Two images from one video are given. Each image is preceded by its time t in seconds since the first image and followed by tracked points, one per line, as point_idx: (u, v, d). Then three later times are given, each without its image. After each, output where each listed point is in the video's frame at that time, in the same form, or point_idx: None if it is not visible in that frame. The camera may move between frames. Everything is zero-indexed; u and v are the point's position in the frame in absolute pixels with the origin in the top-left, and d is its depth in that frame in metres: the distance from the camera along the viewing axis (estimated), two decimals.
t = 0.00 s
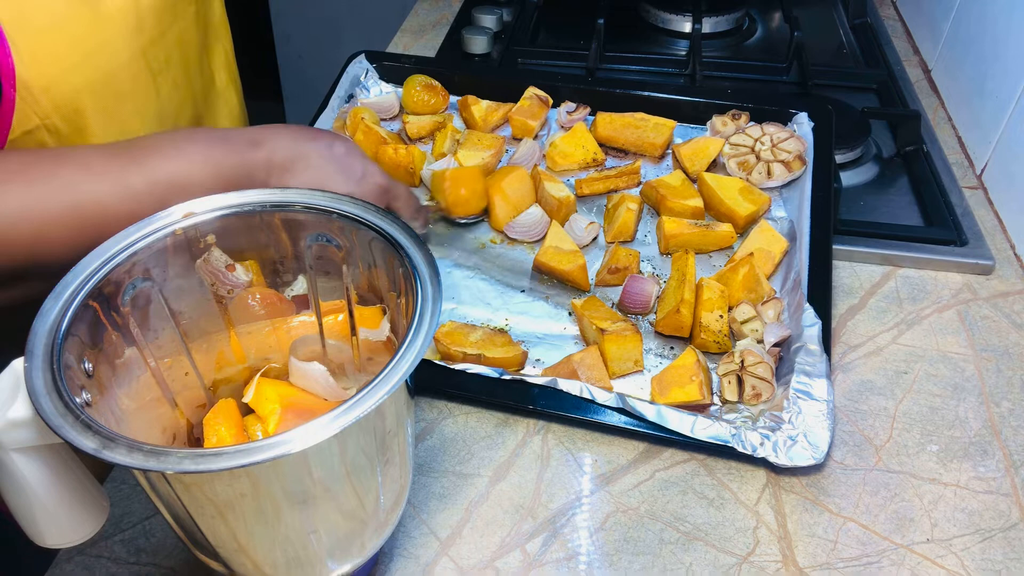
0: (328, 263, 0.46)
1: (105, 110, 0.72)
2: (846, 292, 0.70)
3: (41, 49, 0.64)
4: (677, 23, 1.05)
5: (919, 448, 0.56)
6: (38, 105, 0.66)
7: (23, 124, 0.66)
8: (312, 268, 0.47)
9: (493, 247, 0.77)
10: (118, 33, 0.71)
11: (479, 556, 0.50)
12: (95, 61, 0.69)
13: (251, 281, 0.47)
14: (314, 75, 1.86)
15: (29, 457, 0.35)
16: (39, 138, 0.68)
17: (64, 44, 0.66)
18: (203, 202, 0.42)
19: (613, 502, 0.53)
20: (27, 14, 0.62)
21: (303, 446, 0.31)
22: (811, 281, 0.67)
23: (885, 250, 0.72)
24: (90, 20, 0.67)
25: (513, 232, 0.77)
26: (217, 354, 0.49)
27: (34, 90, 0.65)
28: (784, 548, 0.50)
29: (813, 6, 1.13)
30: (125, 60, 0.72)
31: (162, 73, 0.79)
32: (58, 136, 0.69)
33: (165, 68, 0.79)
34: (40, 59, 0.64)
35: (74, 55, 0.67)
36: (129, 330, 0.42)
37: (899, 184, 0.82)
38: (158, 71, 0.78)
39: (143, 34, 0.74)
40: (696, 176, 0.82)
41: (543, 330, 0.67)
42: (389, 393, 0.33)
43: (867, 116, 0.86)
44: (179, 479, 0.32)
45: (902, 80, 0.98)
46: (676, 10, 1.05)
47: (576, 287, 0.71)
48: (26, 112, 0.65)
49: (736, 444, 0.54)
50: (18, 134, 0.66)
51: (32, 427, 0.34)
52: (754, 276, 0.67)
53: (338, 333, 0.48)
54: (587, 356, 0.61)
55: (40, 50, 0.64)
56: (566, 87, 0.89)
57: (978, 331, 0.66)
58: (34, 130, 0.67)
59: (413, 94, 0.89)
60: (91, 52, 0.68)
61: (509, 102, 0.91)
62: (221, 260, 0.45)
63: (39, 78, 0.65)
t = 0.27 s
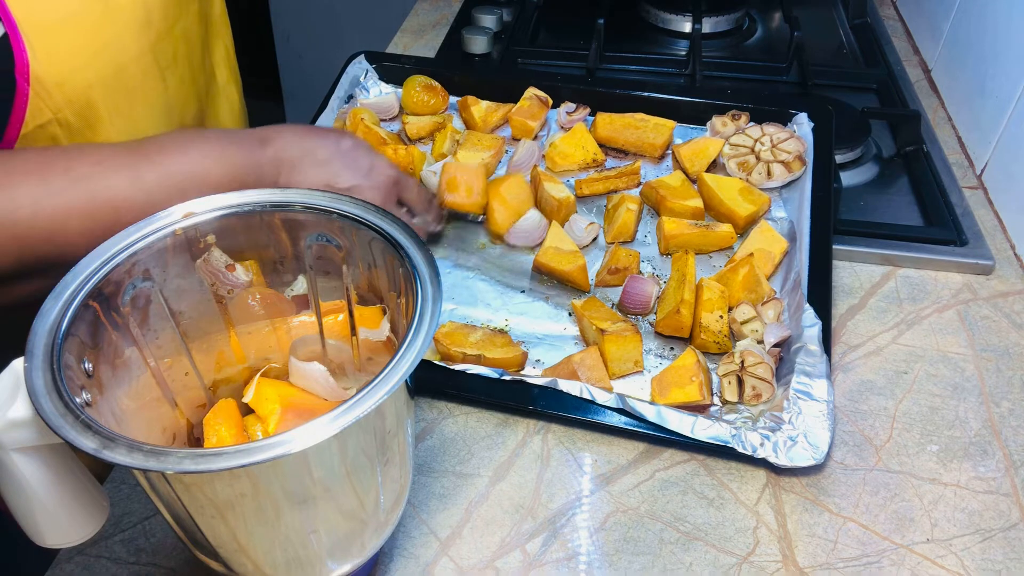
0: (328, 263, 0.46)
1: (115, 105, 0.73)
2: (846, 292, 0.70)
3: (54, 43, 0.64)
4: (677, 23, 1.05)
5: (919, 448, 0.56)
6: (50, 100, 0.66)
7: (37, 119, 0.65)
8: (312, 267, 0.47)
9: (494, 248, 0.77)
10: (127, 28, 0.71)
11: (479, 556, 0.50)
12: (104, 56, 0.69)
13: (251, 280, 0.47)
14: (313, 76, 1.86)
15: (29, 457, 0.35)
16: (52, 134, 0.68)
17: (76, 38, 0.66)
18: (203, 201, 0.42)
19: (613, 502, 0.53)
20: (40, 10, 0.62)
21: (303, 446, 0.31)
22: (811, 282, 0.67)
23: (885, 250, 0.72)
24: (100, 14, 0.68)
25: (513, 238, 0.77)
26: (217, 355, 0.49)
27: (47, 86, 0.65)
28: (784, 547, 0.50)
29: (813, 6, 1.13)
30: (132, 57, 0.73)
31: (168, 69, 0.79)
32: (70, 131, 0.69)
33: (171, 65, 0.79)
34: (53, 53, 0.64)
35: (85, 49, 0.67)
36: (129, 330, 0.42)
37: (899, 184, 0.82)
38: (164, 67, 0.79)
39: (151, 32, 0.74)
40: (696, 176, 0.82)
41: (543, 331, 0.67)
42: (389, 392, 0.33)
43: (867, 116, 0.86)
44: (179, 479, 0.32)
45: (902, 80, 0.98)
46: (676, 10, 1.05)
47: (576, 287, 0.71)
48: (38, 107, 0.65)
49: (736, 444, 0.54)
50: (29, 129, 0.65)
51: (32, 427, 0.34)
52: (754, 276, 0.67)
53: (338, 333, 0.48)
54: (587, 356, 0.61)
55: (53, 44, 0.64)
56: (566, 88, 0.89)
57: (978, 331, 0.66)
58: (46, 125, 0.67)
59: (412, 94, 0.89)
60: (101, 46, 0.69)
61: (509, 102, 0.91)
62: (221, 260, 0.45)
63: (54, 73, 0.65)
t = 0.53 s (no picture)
0: (328, 263, 0.46)
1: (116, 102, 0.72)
2: (846, 292, 0.70)
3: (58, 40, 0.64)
4: (677, 23, 1.05)
5: (919, 448, 0.56)
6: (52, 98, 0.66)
7: (37, 116, 0.65)
8: (312, 268, 0.47)
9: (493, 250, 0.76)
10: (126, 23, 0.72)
11: (479, 556, 0.50)
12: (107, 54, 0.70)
13: (251, 280, 0.47)
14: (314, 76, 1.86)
15: (29, 457, 0.35)
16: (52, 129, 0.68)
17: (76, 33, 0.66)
18: (203, 202, 0.42)
19: (613, 502, 0.53)
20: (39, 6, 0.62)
21: (303, 446, 0.31)
22: (811, 282, 0.67)
23: (885, 250, 0.72)
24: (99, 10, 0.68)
25: (507, 255, 0.74)
26: (217, 355, 0.49)
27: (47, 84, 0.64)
28: (784, 548, 0.50)
29: (812, 6, 1.13)
30: (134, 55, 0.73)
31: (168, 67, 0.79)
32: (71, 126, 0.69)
33: (172, 63, 0.80)
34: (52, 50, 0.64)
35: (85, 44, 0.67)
36: (129, 330, 0.42)
37: (899, 184, 0.82)
38: (166, 66, 0.79)
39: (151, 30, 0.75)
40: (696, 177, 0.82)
41: (543, 332, 0.67)
42: (389, 392, 0.33)
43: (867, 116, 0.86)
44: (179, 479, 0.32)
45: (902, 80, 0.98)
46: (675, 10, 1.05)
47: (575, 288, 0.71)
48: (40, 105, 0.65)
49: (737, 446, 0.54)
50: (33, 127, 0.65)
51: (32, 427, 0.34)
52: (754, 278, 0.67)
53: (338, 333, 0.49)
54: (587, 357, 0.60)
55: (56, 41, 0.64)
56: (565, 89, 0.89)
57: (978, 331, 0.66)
58: (48, 121, 0.67)
59: (411, 95, 0.89)
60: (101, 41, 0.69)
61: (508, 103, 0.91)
62: (220, 260, 0.45)
63: (54, 71, 0.65)
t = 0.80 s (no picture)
0: (328, 263, 0.46)
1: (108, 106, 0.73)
2: (846, 292, 0.70)
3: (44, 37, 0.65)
4: (677, 23, 1.05)
5: (920, 448, 0.56)
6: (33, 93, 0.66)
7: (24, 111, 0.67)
8: (312, 268, 0.47)
9: (493, 250, 0.76)
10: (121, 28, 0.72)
11: (479, 556, 0.50)
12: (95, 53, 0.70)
13: (251, 280, 0.47)
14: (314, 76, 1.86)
15: (30, 457, 0.35)
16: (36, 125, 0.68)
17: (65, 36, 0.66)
18: (203, 201, 0.42)
19: (613, 502, 0.53)
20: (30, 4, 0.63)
21: (303, 446, 0.31)
22: (811, 282, 0.67)
23: (886, 250, 0.72)
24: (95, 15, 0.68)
25: (490, 282, 0.72)
26: (218, 355, 0.49)
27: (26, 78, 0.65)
28: (784, 548, 0.50)
29: (812, 6, 1.13)
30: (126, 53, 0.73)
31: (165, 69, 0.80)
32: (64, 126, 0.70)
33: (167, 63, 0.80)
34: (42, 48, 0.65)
35: (76, 44, 0.68)
36: (129, 330, 0.42)
37: (899, 184, 0.82)
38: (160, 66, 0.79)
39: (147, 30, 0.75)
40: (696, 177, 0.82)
41: (543, 332, 0.67)
42: (389, 393, 0.33)
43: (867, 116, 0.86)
44: (179, 479, 0.32)
45: (902, 80, 0.98)
46: (675, 10, 1.05)
47: (575, 288, 0.71)
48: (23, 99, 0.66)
49: (737, 447, 0.54)
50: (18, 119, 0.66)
51: (32, 427, 0.34)
52: (754, 278, 0.67)
53: (338, 333, 0.49)
54: (587, 358, 0.60)
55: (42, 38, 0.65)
56: (565, 89, 0.89)
57: (978, 331, 0.66)
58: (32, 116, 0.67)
59: (412, 95, 0.89)
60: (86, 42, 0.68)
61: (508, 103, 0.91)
62: (221, 260, 0.45)
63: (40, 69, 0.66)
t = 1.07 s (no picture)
0: (328, 263, 0.46)
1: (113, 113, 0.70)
2: (846, 292, 0.70)
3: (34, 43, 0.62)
4: (677, 23, 1.05)
5: (920, 448, 0.56)
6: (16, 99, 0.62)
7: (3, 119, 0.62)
8: (312, 268, 0.47)
9: (493, 250, 0.76)
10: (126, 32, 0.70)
11: (479, 556, 0.50)
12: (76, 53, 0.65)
13: (251, 280, 0.47)
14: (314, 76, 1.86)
15: (29, 457, 0.35)
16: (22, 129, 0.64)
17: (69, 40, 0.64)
18: (203, 201, 0.42)
19: (613, 502, 0.53)
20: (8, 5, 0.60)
21: (303, 446, 0.31)
22: (811, 282, 0.67)
23: (885, 250, 0.72)
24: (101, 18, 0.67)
25: (490, 285, 0.71)
26: (218, 355, 0.49)
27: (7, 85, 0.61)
28: (784, 548, 0.50)
29: (812, 6, 1.13)
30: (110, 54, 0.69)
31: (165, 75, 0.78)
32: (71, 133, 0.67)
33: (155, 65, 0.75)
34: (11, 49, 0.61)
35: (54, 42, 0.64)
36: (129, 330, 0.42)
37: (899, 184, 0.82)
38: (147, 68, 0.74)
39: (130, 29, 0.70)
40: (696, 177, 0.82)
41: (543, 332, 0.67)
42: (389, 392, 0.33)
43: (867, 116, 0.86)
44: (179, 479, 0.32)
45: (902, 80, 0.98)
46: (675, 10, 1.05)
47: (575, 288, 0.71)
48: None
49: (737, 447, 0.54)
50: None
51: (32, 427, 0.34)
52: (754, 278, 0.67)
53: (338, 333, 0.49)
54: (587, 358, 0.60)
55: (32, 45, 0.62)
56: (565, 88, 0.89)
57: (978, 331, 0.66)
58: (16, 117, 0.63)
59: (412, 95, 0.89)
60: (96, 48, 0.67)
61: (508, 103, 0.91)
62: (221, 260, 0.45)
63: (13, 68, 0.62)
